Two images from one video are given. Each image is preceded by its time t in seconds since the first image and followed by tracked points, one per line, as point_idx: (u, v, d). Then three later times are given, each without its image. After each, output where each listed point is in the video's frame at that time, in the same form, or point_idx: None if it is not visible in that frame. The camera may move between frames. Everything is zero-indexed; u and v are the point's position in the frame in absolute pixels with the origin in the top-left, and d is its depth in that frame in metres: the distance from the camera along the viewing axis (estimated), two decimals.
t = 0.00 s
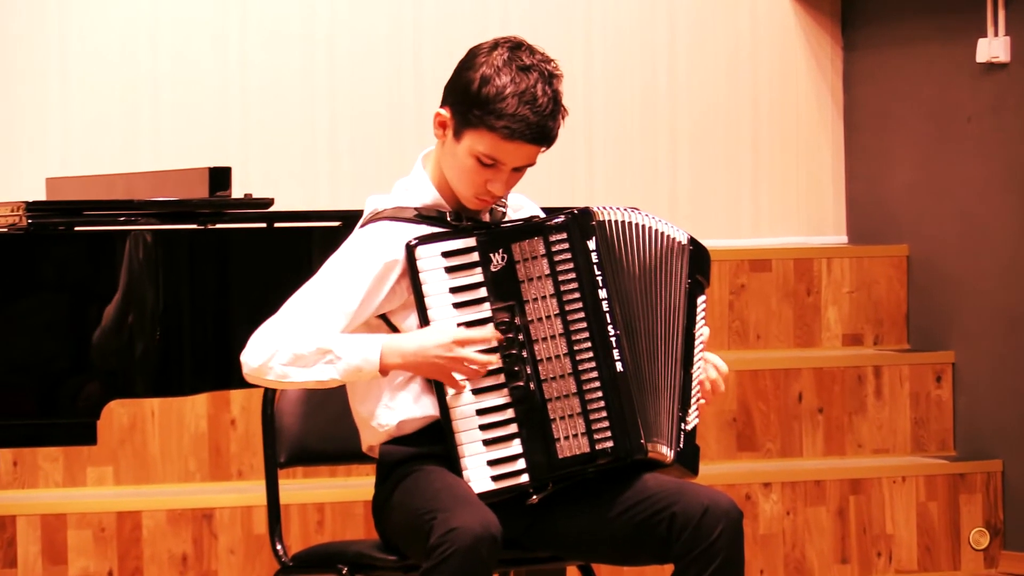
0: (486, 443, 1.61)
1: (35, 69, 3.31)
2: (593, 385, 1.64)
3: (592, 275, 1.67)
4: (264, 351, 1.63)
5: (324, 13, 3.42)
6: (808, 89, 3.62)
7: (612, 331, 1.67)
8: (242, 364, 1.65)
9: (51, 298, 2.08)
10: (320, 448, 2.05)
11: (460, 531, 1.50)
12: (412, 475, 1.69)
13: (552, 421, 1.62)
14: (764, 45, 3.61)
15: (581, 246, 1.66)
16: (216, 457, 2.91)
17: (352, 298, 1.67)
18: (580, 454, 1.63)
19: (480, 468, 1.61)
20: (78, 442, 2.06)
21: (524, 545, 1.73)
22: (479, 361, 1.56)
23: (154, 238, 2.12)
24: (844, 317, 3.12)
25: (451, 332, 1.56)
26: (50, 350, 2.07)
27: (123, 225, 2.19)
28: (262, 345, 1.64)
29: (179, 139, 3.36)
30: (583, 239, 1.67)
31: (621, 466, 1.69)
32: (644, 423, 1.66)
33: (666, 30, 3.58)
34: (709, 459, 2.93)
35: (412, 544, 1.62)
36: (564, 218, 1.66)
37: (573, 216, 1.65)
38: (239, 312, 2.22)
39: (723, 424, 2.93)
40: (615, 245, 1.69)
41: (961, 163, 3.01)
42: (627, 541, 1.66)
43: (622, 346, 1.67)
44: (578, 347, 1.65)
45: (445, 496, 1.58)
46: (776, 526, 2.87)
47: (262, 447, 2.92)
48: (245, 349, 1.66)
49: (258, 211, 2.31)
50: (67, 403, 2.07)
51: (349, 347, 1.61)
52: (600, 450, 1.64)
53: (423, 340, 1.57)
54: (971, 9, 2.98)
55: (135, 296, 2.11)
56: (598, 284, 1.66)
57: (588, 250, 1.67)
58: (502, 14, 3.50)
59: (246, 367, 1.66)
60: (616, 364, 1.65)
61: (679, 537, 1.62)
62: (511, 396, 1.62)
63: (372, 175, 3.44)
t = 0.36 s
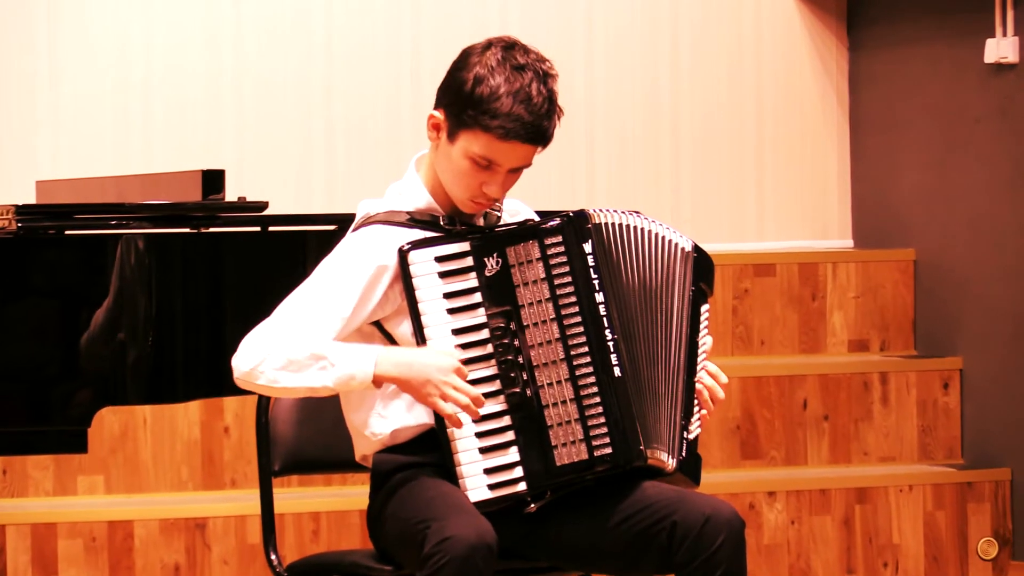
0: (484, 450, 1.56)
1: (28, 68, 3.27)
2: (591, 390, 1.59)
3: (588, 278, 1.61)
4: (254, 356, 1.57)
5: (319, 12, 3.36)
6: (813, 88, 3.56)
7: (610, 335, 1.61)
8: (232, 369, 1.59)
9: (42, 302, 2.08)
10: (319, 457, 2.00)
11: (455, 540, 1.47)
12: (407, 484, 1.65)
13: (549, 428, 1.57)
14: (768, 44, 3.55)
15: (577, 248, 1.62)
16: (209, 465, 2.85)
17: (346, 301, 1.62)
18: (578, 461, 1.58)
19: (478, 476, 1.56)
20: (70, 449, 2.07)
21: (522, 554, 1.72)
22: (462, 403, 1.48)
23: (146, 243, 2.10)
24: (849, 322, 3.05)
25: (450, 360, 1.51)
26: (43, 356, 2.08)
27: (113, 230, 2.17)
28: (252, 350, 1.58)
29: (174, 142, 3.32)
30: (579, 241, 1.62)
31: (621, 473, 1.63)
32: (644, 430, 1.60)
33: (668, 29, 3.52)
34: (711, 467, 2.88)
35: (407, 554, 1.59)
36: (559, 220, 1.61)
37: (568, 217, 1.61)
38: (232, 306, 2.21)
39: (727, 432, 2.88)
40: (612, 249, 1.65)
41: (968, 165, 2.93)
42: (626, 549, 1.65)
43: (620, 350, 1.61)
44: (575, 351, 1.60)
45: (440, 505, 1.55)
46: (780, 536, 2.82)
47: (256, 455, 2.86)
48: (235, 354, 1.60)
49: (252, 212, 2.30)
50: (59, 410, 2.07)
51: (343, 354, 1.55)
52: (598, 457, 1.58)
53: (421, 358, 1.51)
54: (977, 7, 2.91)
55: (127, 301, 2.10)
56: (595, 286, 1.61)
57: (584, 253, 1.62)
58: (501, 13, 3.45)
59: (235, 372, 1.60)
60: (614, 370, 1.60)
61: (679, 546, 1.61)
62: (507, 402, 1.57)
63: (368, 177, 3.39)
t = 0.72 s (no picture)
0: (484, 451, 1.56)
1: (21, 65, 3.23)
2: (595, 393, 1.60)
3: (594, 279, 1.62)
4: (262, 369, 1.56)
5: (315, 7, 3.31)
6: (818, 84, 3.50)
7: (615, 337, 1.62)
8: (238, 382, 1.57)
9: (31, 302, 2.09)
10: (315, 460, 1.95)
11: (455, 544, 1.46)
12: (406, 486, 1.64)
13: (553, 430, 1.57)
14: (772, 39, 3.49)
15: (583, 249, 1.61)
16: (202, 467, 2.80)
17: (349, 304, 1.60)
18: (581, 464, 1.58)
19: (479, 478, 1.56)
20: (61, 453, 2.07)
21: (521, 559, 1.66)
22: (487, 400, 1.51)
23: (139, 241, 2.12)
24: (855, 322, 2.99)
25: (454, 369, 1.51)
26: (32, 356, 2.08)
27: (105, 227, 2.19)
28: (258, 363, 1.56)
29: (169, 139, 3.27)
30: (585, 240, 1.61)
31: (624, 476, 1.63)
32: (649, 434, 1.61)
33: (671, 26, 3.46)
34: (714, 470, 2.83)
35: (405, 558, 1.58)
36: (566, 219, 1.60)
37: (575, 217, 1.60)
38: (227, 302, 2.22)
39: (730, 434, 2.82)
40: (621, 249, 1.65)
41: (976, 162, 2.86)
42: (628, 553, 1.61)
43: (625, 352, 1.62)
44: (580, 353, 1.60)
45: (439, 508, 1.54)
46: (786, 540, 2.76)
47: (250, 457, 2.80)
48: (242, 365, 1.59)
49: (247, 212, 2.29)
50: (49, 412, 2.08)
51: (351, 375, 1.54)
52: (601, 460, 1.59)
53: (429, 378, 1.50)
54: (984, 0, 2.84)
55: (118, 298, 2.11)
56: (601, 286, 1.61)
57: (591, 253, 1.61)
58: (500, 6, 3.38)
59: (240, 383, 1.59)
60: (619, 372, 1.61)
61: (683, 550, 1.57)
62: (509, 403, 1.57)
63: (365, 176, 3.33)
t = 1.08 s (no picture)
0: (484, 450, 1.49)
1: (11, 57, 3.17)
2: (597, 390, 1.55)
3: (597, 274, 1.57)
4: (262, 367, 1.49)
5: None
6: (822, 76, 3.45)
7: (618, 334, 1.57)
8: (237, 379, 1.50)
9: (19, 298, 2.05)
10: (308, 459, 1.89)
11: (453, 545, 1.42)
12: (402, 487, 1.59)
13: (554, 429, 1.52)
14: (775, 31, 3.44)
15: (586, 244, 1.57)
16: (193, 466, 2.74)
17: (346, 298, 1.55)
18: (583, 464, 1.53)
19: (478, 477, 1.49)
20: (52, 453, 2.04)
21: (521, 560, 1.61)
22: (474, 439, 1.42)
23: (128, 235, 2.08)
24: (860, 319, 2.93)
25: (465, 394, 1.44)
26: (21, 354, 2.05)
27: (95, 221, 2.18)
28: (258, 361, 1.49)
29: (163, 133, 3.22)
30: (588, 235, 1.58)
31: (626, 476, 1.58)
32: (652, 432, 1.56)
33: (673, 18, 3.41)
34: (716, 469, 2.77)
35: (402, 560, 1.53)
36: (568, 213, 1.57)
37: (577, 210, 1.56)
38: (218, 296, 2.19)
39: (733, 433, 2.76)
40: (624, 244, 1.61)
41: (984, 155, 2.80)
42: (630, 554, 1.55)
43: (627, 349, 1.57)
44: (582, 349, 1.55)
45: (434, 509, 1.50)
46: (789, 540, 2.71)
47: (243, 457, 2.74)
48: (240, 362, 1.52)
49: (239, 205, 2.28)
50: (38, 411, 2.05)
51: (354, 378, 1.47)
52: (603, 459, 1.54)
53: (433, 390, 1.43)
54: None
55: (108, 294, 2.08)
56: (604, 281, 1.57)
57: (594, 248, 1.57)
58: None
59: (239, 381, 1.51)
60: (621, 369, 1.56)
61: (685, 549, 1.52)
62: (508, 401, 1.51)
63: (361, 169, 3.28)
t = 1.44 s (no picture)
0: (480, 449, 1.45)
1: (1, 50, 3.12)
2: (596, 388, 1.49)
3: (596, 269, 1.52)
4: (257, 376, 1.45)
5: None
6: (826, 70, 3.39)
7: (617, 330, 1.52)
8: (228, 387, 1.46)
9: (8, 293, 2.02)
10: (302, 460, 1.84)
11: (450, 548, 1.36)
12: (400, 488, 1.53)
13: (552, 427, 1.47)
14: (779, 24, 3.38)
15: (584, 239, 1.52)
16: (185, 467, 2.68)
17: (339, 299, 1.50)
18: (582, 463, 1.48)
19: (475, 478, 1.45)
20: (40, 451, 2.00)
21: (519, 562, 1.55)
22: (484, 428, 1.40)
23: (119, 230, 2.03)
24: (865, 316, 2.87)
25: (461, 387, 1.41)
26: (10, 352, 2.01)
27: (84, 217, 2.10)
28: (251, 368, 1.45)
29: (156, 128, 3.17)
30: (587, 230, 1.52)
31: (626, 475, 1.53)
32: (652, 430, 1.51)
33: (674, 12, 3.36)
34: (718, 469, 2.72)
35: (398, 561, 1.48)
36: (566, 207, 1.51)
37: (575, 204, 1.51)
38: (210, 293, 2.13)
39: (735, 433, 2.71)
40: (623, 239, 1.56)
41: (991, 148, 2.74)
42: (630, 557, 1.50)
43: (627, 345, 1.52)
44: (581, 346, 1.50)
45: (433, 510, 1.44)
46: (793, 542, 2.66)
47: (236, 457, 2.69)
48: (233, 371, 1.48)
49: (233, 201, 2.21)
50: (27, 408, 2.01)
51: (348, 388, 1.44)
52: (602, 459, 1.48)
53: (428, 394, 1.40)
54: None
55: (98, 291, 2.03)
56: (602, 277, 1.51)
57: (592, 243, 1.52)
58: None
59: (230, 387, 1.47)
60: (621, 366, 1.50)
61: (686, 554, 1.47)
62: (507, 399, 1.47)
63: (357, 165, 3.22)
